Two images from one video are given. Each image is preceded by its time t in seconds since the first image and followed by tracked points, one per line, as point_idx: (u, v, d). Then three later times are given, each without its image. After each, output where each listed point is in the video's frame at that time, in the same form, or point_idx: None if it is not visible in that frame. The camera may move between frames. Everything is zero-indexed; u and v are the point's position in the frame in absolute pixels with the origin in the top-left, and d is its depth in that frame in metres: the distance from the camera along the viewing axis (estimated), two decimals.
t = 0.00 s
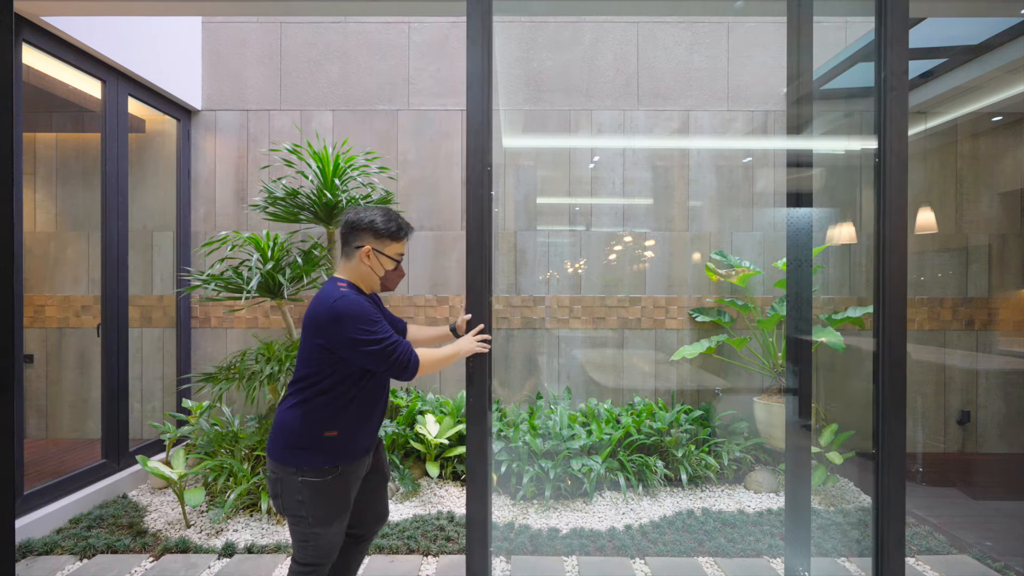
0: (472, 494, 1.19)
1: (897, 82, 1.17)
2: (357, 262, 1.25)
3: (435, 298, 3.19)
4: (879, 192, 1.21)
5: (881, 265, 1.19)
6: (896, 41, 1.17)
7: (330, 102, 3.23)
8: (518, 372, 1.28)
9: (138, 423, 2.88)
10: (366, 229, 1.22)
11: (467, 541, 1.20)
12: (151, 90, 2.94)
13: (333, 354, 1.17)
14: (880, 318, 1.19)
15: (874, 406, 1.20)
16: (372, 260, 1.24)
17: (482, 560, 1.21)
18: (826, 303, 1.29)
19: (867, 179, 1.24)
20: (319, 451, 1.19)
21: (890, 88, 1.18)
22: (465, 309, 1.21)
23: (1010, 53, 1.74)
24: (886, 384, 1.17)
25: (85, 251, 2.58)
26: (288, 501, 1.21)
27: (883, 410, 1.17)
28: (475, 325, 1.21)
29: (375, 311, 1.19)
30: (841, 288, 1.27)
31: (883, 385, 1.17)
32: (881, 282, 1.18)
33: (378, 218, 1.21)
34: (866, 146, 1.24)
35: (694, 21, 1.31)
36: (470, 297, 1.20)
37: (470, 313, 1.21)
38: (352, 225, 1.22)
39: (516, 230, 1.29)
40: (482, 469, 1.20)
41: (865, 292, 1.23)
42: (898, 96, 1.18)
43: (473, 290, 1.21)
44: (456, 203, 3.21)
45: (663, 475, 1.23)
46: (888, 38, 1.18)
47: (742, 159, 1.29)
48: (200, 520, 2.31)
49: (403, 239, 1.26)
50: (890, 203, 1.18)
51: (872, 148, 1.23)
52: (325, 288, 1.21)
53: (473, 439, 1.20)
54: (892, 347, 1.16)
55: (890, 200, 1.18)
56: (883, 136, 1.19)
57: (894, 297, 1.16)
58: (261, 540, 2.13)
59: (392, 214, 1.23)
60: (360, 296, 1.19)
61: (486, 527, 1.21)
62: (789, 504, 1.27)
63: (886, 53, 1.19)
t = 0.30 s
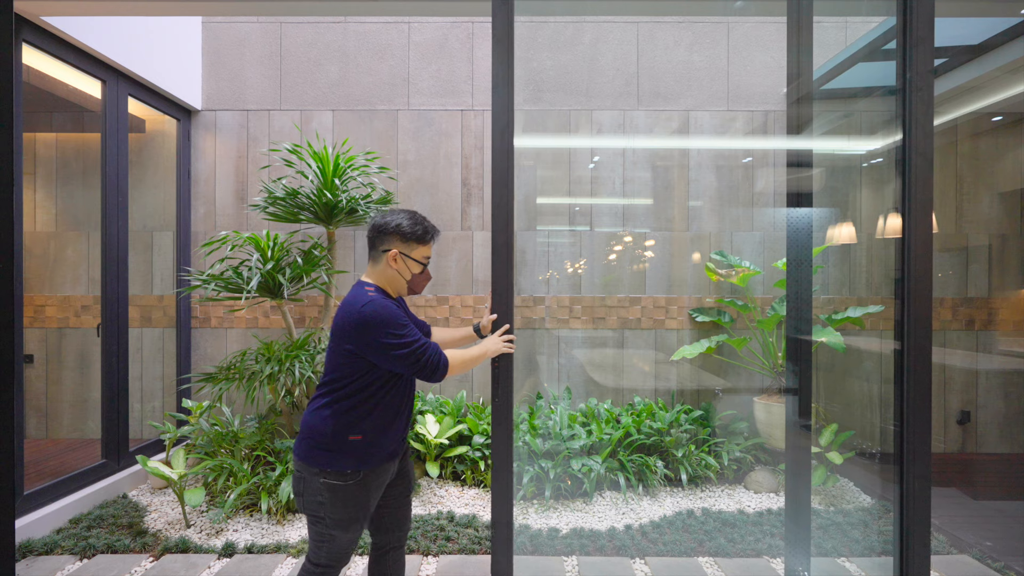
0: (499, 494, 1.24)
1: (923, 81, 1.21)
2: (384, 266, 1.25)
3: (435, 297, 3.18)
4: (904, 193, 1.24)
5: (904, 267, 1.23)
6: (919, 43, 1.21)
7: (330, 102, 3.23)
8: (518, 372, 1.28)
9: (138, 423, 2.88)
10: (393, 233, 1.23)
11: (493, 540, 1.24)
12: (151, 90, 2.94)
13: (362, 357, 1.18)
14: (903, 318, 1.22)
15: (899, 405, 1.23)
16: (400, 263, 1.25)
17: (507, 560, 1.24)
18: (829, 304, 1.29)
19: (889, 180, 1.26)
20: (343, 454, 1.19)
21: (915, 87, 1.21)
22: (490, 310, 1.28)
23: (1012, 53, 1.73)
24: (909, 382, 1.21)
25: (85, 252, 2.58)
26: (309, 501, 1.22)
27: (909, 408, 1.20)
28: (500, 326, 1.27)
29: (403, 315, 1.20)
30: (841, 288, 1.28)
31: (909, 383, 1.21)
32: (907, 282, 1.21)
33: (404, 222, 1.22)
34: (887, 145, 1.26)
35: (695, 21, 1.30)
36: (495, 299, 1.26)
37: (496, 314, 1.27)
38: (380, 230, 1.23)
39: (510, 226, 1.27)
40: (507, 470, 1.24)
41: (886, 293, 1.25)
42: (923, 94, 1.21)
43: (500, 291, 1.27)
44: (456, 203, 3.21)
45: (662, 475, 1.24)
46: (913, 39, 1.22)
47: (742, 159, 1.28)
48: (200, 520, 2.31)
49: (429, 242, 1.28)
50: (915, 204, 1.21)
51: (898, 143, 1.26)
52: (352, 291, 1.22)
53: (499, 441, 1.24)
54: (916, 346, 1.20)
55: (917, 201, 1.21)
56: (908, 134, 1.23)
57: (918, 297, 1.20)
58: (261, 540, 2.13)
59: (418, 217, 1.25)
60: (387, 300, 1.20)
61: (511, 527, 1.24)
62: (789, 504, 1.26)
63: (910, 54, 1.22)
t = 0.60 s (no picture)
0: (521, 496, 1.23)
1: (947, 82, 1.21)
2: (418, 265, 1.28)
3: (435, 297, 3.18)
4: (928, 193, 1.23)
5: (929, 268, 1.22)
6: (941, 43, 1.21)
7: (330, 102, 3.23)
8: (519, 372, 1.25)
9: (138, 423, 2.88)
10: (426, 233, 1.25)
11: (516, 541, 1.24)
12: (151, 90, 2.94)
13: (400, 357, 1.20)
14: (927, 320, 1.22)
15: (922, 407, 1.23)
16: (433, 262, 1.27)
17: (530, 561, 1.24)
18: (829, 304, 1.28)
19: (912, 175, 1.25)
20: (392, 451, 1.21)
21: (939, 88, 1.21)
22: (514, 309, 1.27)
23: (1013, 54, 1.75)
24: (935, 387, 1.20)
25: (85, 251, 2.58)
26: (364, 502, 1.23)
27: (935, 411, 1.20)
28: (525, 326, 1.26)
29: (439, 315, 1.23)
30: (842, 288, 1.28)
31: (934, 384, 1.20)
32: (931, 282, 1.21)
33: (437, 221, 1.25)
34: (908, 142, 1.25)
35: (695, 21, 1.30)
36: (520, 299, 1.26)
37: (520, 313, 1.26)
38: (413, 229, 1.25)
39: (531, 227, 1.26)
40: (530, 473, 1.24)
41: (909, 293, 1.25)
42: (947, 94, 1.21)
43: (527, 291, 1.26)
44: (456, 203, 3.21)
45: (663, 475, 1.24)
46: (937, 39, 1.21)
47: (742, 159, 1.28)
48: (200, 520, 2.31)
49: (461, 240, 1.30)
50: (939, 205, 1.21)
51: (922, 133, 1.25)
52: (388, 292, 1.25)
53: (523, 442, 1.23)
54: (941, 349, 1.20)
55: (942, 201, 1.20)
56: (932, 133, 1.22)
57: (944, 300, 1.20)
58: (261, 540, 2.13)
59: (450, 216, 1.27)
60: (422, 300, 1.23)
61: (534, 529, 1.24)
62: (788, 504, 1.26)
63: (934, 52, 1.22)
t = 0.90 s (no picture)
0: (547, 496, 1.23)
1: (974, 81, 1.20)
2: (445, 265, 1.27)
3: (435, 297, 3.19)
4: (955, 193, 1.22)
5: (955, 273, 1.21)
6: (970, 40, 1.20)
7: (330, 102, 3.23)
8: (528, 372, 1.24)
9: (138, 423, 2.88)
10: (452, 233, 1.24)
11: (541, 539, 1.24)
12: (151, 90, 2.94)
13: (428, 356, 1.19)
14: (954, 320, 1.21)
15: (948, 409, 1.22)
16: (460, 262, 1.26)
17: (556, 560, 1.24)
18: (829, 304, 1.28)
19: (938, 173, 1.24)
20: (427, 445, 1.20)
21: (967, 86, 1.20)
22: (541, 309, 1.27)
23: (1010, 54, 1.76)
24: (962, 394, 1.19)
25: (85, 252, 2.58)
26: (409, 499, 1.21)
27: (962, 416, 1.19)
28: (552, 326, 1.26)
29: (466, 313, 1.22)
30: (842, 288, 1.27)
31: (961, 385, 1.19)
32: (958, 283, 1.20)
33: (463, 221, 1.23)
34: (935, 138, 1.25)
35: (695, 21, 1.30)
36: (547, 299, 1.25)
37: (547, 313, 1.26)
38: (439, 230, 1.25)
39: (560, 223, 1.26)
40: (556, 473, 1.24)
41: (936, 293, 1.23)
42: (974, 93, 1.20)
43: (552, 291, 1.25)
44: (456, 203, 3.21)
45: (663, 475, 1.25)
46: (964, 38, 1.21)
47: (742, 159, 1.28)
48: (200, 520, 2.31)
49: (488, 240, 1.28)
50: (966, 206, 1.19)
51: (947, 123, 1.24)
52: (416, 290, 1.24)
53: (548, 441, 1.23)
54: (969, 349, 1.19)
55: (968, 202, 1.19)
56: (959, 133, 1.21)
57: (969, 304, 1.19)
58: (261, 540, 2.13)
59: (476, 216, 1.25)
60: (450, 298, 1.22)
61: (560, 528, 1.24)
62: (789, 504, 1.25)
63: (961, 50, 1.21)
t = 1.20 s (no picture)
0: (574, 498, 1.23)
1: (1003, 81, 1.21)
2: (482, 268, 1.25)
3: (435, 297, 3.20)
4: (984, 194, 1.23)
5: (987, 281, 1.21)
6: (999, 41, 1.21)
7: (330, 102, 3.23)
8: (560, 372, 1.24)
9: (138, 423, 2.88)
10: (490, 236, 1.23)
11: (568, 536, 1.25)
12: (151, 90, 2.94)
13: (470, 361, 1.18)
14: (982, 319, 1.22)
15: (976, 408, 1.23)
16: (498, 265, 1.25)
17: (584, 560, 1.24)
18: (829, 304, 1.27)
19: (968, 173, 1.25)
20: (468, 451, 1.20)
21: (997, 86, 1.21)
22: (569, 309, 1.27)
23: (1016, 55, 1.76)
24: (991, 400, 1.20)
25: (85, 252, 2.58)
26: (448, 504, 1.20)
27: (990, 413, 1.20)
28: (580, 326, 1.26)
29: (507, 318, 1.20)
30: (841, 288, 1.26)
31: (990, 383, 1.20)
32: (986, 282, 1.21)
33: (501, 223, 1.23)
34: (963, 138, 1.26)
35: (695, 21, 1.30)
36: (575, 298, 1.26)
37: (575, 313, 1.26)
38: (476, 232, 1.24)
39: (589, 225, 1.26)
40: (584, 477, 1.24)
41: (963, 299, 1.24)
42: (1003, 93, 1.21)
43: (577, 290, 1.27)
44: (456, 203, 3.21)
45: (663, 475, 1.25)
46: (992, 38, 1.22)
47: (742, 159, 1.28)
48: (200, 520, 2.31)
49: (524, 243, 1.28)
50: (996, 206, 1.20)
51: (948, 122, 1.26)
52: (455, 294, 1.22)
53: (576, 441, 1.24)
54: (996, 348, 1.20)
55: (998, 203, 1.20)
56: (988, 133, 1.22)
57: (999, 313, 1.20)
58: (261, 540, 2.13)
59: (514, 219, 1.25)
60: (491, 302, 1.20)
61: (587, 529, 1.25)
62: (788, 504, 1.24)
63: (989, 50, 1.22)
